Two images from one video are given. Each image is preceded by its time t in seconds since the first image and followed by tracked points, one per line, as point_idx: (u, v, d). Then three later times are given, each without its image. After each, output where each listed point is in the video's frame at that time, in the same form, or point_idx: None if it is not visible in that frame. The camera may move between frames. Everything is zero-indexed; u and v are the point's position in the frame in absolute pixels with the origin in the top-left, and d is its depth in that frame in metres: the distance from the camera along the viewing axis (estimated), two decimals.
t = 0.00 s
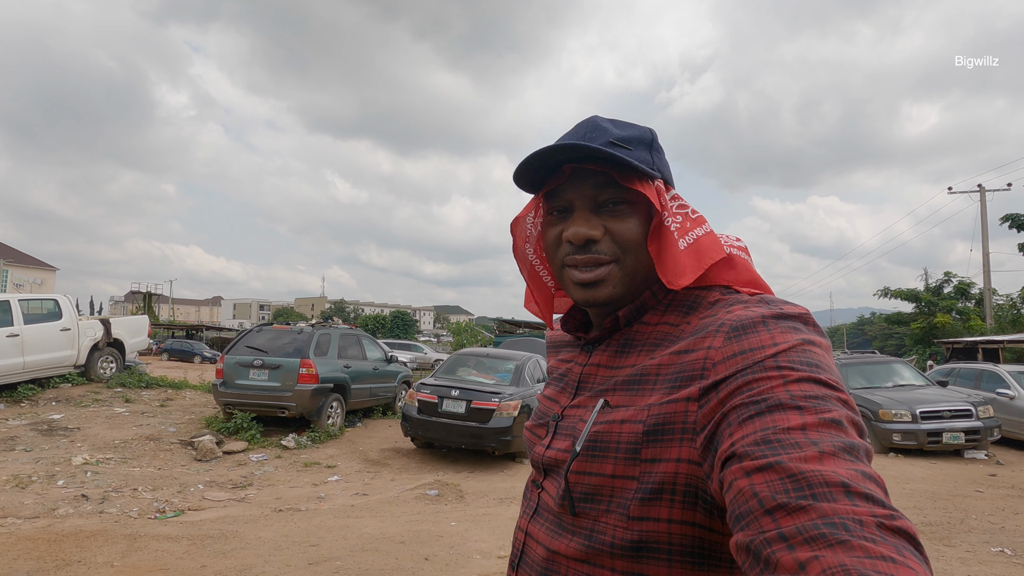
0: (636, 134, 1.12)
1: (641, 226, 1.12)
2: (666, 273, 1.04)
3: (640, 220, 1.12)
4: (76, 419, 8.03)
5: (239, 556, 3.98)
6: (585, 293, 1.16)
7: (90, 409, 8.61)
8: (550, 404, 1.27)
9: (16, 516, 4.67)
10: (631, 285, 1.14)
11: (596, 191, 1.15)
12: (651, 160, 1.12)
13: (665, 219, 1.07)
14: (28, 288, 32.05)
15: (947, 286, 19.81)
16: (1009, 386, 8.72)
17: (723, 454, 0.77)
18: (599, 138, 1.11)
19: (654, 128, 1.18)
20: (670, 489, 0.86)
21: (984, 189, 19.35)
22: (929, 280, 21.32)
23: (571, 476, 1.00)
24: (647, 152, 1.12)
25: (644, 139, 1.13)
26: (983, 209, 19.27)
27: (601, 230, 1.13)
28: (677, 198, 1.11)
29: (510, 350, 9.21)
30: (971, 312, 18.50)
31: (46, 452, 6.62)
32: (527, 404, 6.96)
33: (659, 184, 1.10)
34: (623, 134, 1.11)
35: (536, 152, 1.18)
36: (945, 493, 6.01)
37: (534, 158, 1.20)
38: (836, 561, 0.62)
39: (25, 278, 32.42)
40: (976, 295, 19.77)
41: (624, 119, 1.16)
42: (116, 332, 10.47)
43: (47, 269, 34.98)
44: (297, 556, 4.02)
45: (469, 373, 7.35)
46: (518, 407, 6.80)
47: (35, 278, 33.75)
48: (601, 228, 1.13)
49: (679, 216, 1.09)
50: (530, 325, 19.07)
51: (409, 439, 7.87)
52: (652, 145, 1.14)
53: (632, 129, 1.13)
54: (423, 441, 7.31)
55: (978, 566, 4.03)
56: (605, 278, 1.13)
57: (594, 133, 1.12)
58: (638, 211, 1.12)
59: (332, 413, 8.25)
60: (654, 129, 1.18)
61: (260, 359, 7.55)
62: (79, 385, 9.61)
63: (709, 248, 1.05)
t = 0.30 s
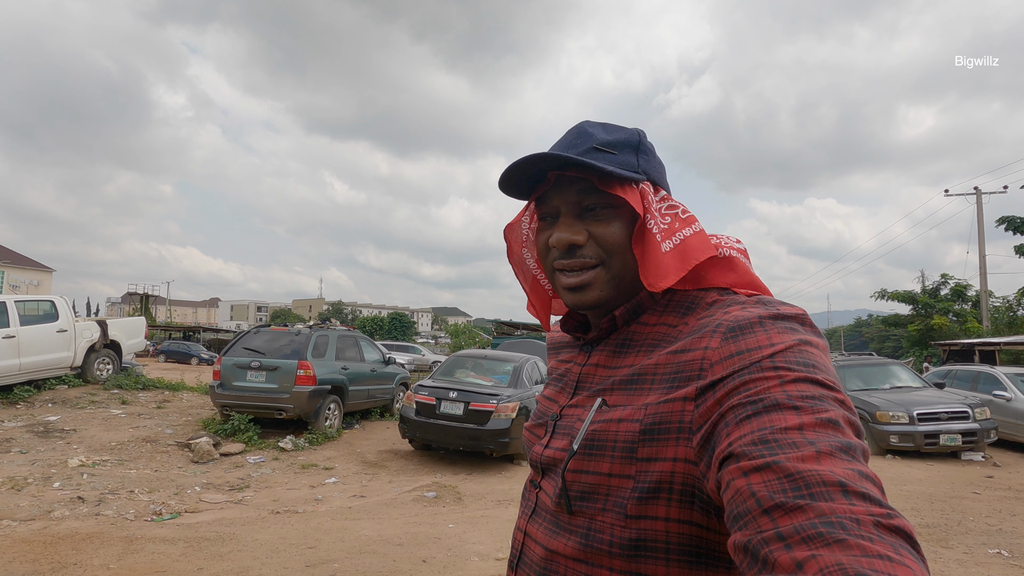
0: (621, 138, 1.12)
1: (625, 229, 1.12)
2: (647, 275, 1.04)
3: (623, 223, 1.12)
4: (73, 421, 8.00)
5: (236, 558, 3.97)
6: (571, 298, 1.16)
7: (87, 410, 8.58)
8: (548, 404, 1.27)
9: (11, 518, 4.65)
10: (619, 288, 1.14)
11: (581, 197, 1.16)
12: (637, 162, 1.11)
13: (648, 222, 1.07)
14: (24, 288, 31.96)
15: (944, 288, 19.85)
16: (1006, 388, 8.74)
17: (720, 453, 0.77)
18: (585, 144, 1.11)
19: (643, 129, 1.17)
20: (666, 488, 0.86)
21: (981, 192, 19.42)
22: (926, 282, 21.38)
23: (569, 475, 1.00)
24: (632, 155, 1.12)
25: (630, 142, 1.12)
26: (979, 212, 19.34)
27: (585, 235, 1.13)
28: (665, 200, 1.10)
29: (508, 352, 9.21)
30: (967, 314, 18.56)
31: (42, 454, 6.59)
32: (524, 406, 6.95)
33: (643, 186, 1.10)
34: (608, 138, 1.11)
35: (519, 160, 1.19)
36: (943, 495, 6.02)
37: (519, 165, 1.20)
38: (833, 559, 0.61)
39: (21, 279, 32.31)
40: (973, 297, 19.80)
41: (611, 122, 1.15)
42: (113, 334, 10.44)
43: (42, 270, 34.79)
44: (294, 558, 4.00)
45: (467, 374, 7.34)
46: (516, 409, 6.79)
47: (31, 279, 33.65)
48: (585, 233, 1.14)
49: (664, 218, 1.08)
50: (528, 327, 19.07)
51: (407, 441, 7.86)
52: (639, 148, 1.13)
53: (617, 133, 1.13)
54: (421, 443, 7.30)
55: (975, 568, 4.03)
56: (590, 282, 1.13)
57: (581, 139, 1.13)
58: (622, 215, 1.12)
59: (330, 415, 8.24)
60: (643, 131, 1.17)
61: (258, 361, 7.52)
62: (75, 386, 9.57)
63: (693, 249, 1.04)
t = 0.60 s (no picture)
0: (607, 143, 1.12)
1: (605, 234, 1.13)
2: (615, 279, 1.03)
3: (604, 229, 1.13)
4: (72, 423, 7.99)
5: (236, 560, 3.96)
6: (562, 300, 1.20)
7: (86, 412, 8.57)
8: (554, 400, 1.27)
9: (11, 520, 4.64)
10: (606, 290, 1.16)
11: (563, 204, 1.18)
12: (621, 167, 1.11)
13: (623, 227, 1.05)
14: (24, 290, 31.98)
15: (944, 290, 19.83)
16: (1007, 391, 8.74)
17: (721, 451, 0.77)
18: (571, 151, 1.14)
19: (637, 130, 1.15)
20: (663, 482, 0.86)
21: (981, 194, 19.44)
22: (926, 284, 21.37)
23: (566, 467, 1.00)
24: (616, 160, 1.11)
25: (616, 147, 1.12)
26: (980, 214, 19.35)
27: (567, 241, 1.16)
28: (651, 202, 1.07)
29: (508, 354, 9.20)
30: (968, 316, 18.55)
31: (42, 455, 6.58)
32: (525, 408, 6.94)
33: (625, 190, 1.09)
34: (595, 144, 1.13)
35: (505, 171, 1.23)
36: (944, 497, 6.01)
37: (507, 175, 1.24)
38: (843, 560, 0.61)
39: (21, 280, 32.30)
40: (973, 300, 19.79)
41: (604, 126, 1.16)
42: (113, 335, 10.44)
43: (42, 271, 34.86)
44: (294, 560, 3.99)
45: (467, 376, 7.34)
46: (516, 411, 6.78)
47: (31, 280, 33.69)
48: (568, 238, 1.16)
49: (647, 221, 1.05)
50: (528, 329, 19.07)
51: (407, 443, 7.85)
52: (625, 151, 1.12)
53: (605, 137, 1.13)
54: (421, 445, 7.29)
55: (977, 570, 4.02)
56: (577, 285, 1.17)
57: (569, 148, 1.16)
58: (603, 220, 1.13)
59: (330, 417, 8.24)
60: (638, 132, 1.15)
61: (258, 362, 7.52)
62: (75, 388, 9.56)
63: (667, 253, 1.01)
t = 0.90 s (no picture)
0: (593, 154, 1.15)
1: (603, 242, 1.14)
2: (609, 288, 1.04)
3: (601, 236, 1.14)
4: (68, 423, 7.96)
5: (232, 562, 3.94)
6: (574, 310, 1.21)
7: (82, 412, 8.54)
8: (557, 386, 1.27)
9: (6, 521, 4.62)
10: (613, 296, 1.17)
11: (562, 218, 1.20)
12: (608, 176, 1.13)
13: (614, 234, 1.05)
14: (20, 290, 31.86)
15: (939, 291, 19.91)
16: (1002, 392, 8.77)
17: (716, 442, 0.78)
18: (562, 169, 1.19)
19: (624, 136, 1.16)
20: (655, 469, 0.86)
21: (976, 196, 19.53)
22: (922, 285, 21.46)
23: (560, 450, 1.00)
24: (604, 170, 1.13)
25: (603, 157, 1.14)
26: (975, 215, 19.44)
27: (569, 253, 1.18)
28: (640, 205, 1.07)
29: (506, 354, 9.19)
30: (964, 317, 18.63)
31: (37, 456, 6.55)
32: (522, 409, 6.94)
33: (614, 198, 1.10)
34: (583, 158, 1.16)
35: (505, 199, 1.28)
36: (940, 498, 6.03)
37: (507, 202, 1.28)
38: (840, 549, 0.61)
39: (17, 280, 32.18)
40: (969, 301, 19.87)
41: (590, 139, 1.20)
42: (109, 336, 10.40)
43: (38, 271, 34.72)
44: (291, 561, 3.99)
45: (465, 377, 7.34)
46: (513, 412, 6.78)
47: (26, 280, 33.58)
48: (569, 250, 1.18)
49: (639, 225, 1.04)
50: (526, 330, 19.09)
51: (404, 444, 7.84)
52: (612, 159, 1.13)
53: (592, 151, 1.17)
54: (418, 446, 7.28)
55: (972, 571, 4.04)
56: (583, 294, 1.17)
57: (562, 167, 1.20)
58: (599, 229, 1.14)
59: (327, 418, 8.22)
60: (624, 138, 1.16)
61: (255, 363, 7.49)
62: (71, 388, 9.53)
63: (656, 253, 0.99)
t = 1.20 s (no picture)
0: (610, 144, 1.12)
1: (622, 233, 1.12)
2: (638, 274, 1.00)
3: (620, 227, 1.12)
4: (60, 423, 7.90)
5: (226, 561, 3.92)
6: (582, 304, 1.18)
7: (74, 412, 8.47)
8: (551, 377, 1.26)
9: None
10: (625, 290, 1.15)
11: (576, 209, 1.17)
12: (626, 167, 1.11)
13: (638, 223, 1.04)
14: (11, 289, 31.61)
15: (932, 291, 20.05)
16: (994, 391, 8.83)
17: (712, 444, 0.77)
18: (574, 159, 1.14)
19: (635, 131, 1.16)
20: (652, 470, 0.86)
21: (968, 196, 19.67)
22: (915, 285, 21.59)
23: (556, 446, 1.00)
24: (621, 161, 1.11)
25: (618, 147, 1.12)
26: (967, 216, 19.58)
27: (585, 244, 1.14)
28: (659, 198, 1.09)
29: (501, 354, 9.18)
30: (955, 317, 18.77)
31: (28, 456, 6.50)
32: (517, 408, 6.93)
33: (633, 188, 1.09)
34: (597, 147, 1.13)
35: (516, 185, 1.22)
36: (932, 496, 6.07)
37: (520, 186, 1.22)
38: (828, 550, 0.61)
39: (8, 278, 31.94)
40: (961, 301, 20.01)
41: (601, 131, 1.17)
42: (101, 335, 10.33)
43: (30, 270, 34.46)
44: (285, 561, 3.97)
45: (460, 376, 7.33)
46: (509, 411, 6.77)
47: (18, 279, 33.34)
48: (585, 241, 1.14)
49: (659, 215, 1.06)
50: (521, 330, 19.10)
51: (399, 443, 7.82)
52: (628, 151, 1.12)
53: (604, 140, 1.14)
54: (413, 446, 7.27)
55: (964, 568, 4.07)
56: (597, 289, 1.14)
57: (571, 155, 1.16)
58: (618, 220, 1.13)
59: (322, 417, 8.19)
60: (636, 132, 1.16)
61: (249, 362, 7.45)
62: (62, 387, 9.46)
63: (684, 243, 1.01)
